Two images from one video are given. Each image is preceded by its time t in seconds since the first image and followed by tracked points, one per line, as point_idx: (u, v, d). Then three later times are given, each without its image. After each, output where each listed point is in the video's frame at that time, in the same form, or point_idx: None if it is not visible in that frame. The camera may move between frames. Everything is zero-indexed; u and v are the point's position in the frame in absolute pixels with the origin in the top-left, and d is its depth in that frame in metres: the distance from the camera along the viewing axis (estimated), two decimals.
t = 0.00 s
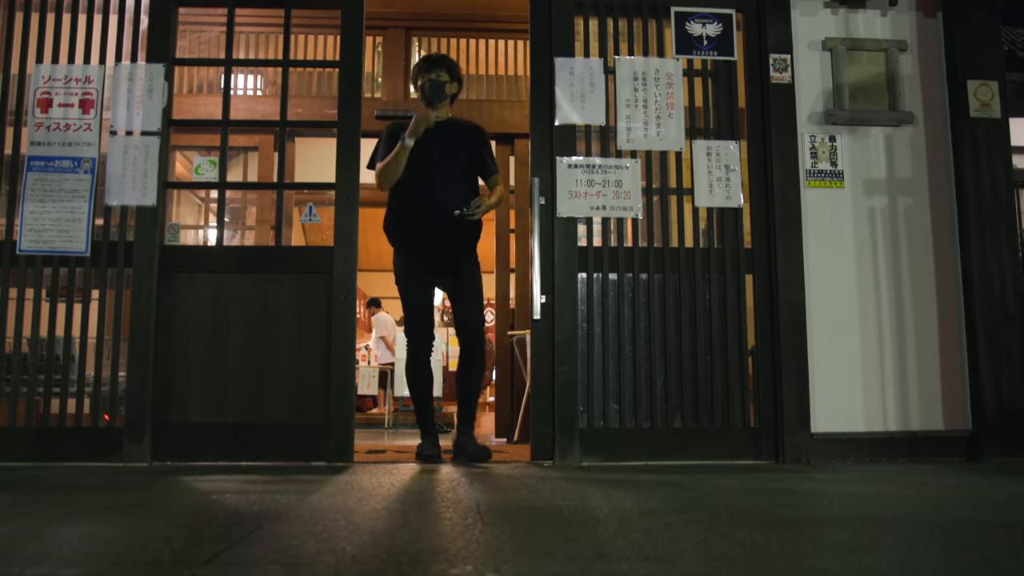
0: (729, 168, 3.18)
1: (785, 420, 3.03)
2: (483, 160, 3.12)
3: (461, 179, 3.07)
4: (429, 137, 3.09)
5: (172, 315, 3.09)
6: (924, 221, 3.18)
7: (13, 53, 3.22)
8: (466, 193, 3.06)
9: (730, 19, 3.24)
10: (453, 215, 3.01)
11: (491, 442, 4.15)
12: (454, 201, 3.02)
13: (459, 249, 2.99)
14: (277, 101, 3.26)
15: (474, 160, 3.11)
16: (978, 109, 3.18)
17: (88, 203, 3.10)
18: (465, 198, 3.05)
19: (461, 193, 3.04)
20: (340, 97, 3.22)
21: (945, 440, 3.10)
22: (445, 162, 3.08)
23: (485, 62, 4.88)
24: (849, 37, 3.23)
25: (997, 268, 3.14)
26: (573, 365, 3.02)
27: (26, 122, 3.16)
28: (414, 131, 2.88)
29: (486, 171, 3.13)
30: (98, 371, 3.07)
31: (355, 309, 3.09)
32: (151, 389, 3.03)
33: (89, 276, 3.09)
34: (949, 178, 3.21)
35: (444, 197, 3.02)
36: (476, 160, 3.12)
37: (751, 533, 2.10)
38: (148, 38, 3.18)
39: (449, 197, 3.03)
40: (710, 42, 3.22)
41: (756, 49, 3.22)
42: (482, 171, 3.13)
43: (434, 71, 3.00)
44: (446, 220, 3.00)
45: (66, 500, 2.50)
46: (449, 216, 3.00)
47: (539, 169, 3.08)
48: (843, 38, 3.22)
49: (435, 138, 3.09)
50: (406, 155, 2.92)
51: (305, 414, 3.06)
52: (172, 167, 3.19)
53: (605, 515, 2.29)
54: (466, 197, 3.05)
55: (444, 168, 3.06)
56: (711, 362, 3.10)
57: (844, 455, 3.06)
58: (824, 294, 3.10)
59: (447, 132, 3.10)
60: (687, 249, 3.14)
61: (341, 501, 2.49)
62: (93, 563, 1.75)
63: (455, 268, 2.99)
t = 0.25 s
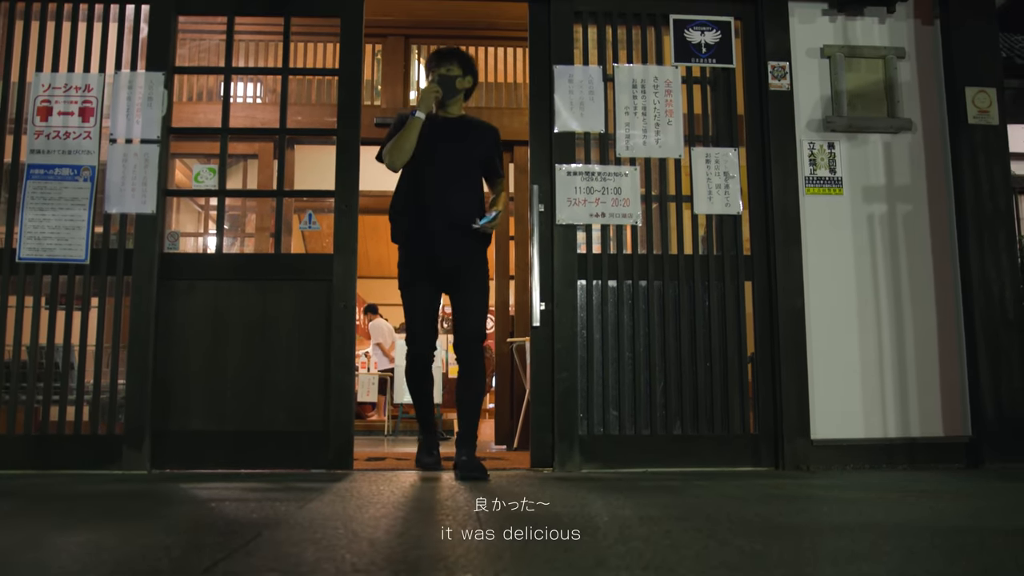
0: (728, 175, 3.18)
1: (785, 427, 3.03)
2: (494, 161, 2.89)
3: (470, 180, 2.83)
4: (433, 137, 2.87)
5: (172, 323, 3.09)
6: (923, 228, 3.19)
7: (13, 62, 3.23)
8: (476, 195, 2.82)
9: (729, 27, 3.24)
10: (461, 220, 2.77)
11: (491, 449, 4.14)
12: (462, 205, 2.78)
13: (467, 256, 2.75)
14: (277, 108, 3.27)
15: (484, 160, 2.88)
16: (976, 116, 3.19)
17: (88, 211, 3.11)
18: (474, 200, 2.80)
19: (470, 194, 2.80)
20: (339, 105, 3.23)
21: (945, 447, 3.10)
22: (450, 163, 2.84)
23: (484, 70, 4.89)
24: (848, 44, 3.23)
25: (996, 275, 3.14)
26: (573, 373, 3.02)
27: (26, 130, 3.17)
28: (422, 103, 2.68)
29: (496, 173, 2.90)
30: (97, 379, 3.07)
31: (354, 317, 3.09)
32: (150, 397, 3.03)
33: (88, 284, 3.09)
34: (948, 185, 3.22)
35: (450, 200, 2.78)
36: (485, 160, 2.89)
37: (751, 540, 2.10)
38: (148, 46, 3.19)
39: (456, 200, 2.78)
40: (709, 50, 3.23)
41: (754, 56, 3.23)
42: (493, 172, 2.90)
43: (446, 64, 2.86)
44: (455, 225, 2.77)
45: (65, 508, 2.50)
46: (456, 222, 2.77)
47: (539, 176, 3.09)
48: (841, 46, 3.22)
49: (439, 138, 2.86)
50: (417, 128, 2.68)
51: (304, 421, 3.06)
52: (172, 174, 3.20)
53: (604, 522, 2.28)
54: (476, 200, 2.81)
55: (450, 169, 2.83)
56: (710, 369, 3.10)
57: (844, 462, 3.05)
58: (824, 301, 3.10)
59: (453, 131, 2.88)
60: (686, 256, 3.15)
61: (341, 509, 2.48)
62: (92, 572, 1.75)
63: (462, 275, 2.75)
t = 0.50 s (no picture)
0: (728, 184, 3.18)
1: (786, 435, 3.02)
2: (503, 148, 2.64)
3: (474, 171, 2.59)
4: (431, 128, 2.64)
5: (172, 332, 3.10)
6: (923, 236, 3.19)
7: (14, 72, 3.24)
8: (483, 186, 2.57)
9: (728, 36, 3.26)
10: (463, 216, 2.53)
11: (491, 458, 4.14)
12: (466, 196, 2.54)
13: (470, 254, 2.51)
14: (277, 117, 3.27)
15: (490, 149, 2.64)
16: (975, 123, 3.20)
17: (88, 221, 3.11)
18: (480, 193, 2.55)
19: (474, 185, 2.56)
20: (339, 114, 3.23)
21: (946, 455, 3.10)
22: (455, 152, 2.61)
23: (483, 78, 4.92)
24: (847, 53, 3.24)
25: (997, 282, 3.14)
26: (574, 382, 3.02)
27: (27, 140, 3.17)
28: (421, 112, 2.47)
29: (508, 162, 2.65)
30: (98, 388, 3.07)
31: (355, 326, 3.09)
32: (151, 406, 3.03)
33: (89, 293, 3.09)
34: (947, 193, 3.22)
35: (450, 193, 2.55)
36: (492, 147, 2.64)
37: (752, 550, 2.09)
38: (148, 56, 3.19)
39: (460, 192, 2.55)
40: (709, 58, 3.24)
41: (754, 65, 3.24)
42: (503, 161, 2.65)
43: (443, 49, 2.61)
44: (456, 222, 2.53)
45: (65, 519, 2.49)
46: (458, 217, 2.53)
47: (539, 185, 3.09)
48: (840, 54, 3.23)
49: (440, 127, 2.64)
50: (414, 139, 2.49)
51: (305, 430, 3.06)
52: (172, 184, 3.20)
53: (605, 532, 2.28)
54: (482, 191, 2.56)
55: (450, 160, 2.59)
56: (711, 377, 3.10)
57: (845, 470, 3.05)
58: (824, 310, 3.10)
59: (453, 118, 2.66)
60: (686, 265, 3.15)
61: (342, 519, 2.48)
62: None
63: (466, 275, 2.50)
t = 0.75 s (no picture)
0: (726, 194, 3.19)
1: (785, 445, 3.02)
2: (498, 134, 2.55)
3: (466, 157, 2.50)
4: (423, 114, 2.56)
5: (170, 343, 3.09)
6: (922, 246, 3.20)
7: (14, 84, 3.25)
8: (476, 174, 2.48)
9: (726, 46, 3.27)
10: (454, 202, 2.42)
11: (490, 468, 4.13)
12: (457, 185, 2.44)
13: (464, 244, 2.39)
14: (276, 128, 3.28)
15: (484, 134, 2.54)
16: (972, 134, 3.21)
17: (87, 231, 3.11)
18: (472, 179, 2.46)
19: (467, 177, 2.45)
20: (338, 125, 3.24)
21: (945, 465, 3.10)
22: (444, 139, 2.51)
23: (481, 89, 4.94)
24: (845, 64, 3.25)
25: (995, 292, 3.14)
26: (572, 392, 3.01)
27: (26, 151, 3.17)
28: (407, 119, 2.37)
29: (503, 149, 2.56)
30: (95, 399, 3.06)
31: (353, 336, 3.09)
32: (149, 417, 3.02)
33: (87, 304, 3.09)
34: (945, 203, 3.23)
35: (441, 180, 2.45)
36: (484, 136, 2.54)
37: (752, 561, 2.09)
38: (147, 67, 3.20)
39: (450, 180, 2.45)
40: (707, 69, 3.25)
41: (752, 76, 3.25)
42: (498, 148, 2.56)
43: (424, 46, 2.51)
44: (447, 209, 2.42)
45: (62, 531, 2.48)
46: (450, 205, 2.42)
47: (538, 196, 3.09)
48: (838, 65, 3.24)
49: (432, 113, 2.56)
50: (403, 148, 2.40)
51: (303, 441, 3.05)
52: (171, 195, 3.20)
53: (604, 543, 2.27)
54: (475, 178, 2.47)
55: (441, 150, 2.49)
56: (710, 387, 3.10)
57: (845, 480, 3.05)
58: (822, 320, 3.10)
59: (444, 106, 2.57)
60: (685, 275, 3.15)
61: (340, 530, 2.47)
62: None
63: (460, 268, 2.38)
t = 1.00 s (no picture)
0: (721, 200, 3.19)
1: (781, 451, 3.02)
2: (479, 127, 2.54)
3: (445, 152, 2.47)
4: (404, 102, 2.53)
5: (165, 349, 3.08)
6: (916, 252, 3.21)
7: (8, 90, 3.24)
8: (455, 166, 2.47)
9: (720, 53, 3.27)
10: (433, 199, 2.40)
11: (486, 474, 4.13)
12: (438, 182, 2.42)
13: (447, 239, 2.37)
14: (271, 135, 3.28)
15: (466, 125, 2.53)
16: (966, 140, 3.22)
17: (82, 238, 3.11)
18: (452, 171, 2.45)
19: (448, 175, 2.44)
20: (332, 131, 3.23)
21: (940, 470, 3.10)
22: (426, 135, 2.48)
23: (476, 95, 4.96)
24: (839, 70, 3.26)
25: (989, 297, 3.15)
26: (568, 398, 3.01)
27: (20, 158, 3.17)
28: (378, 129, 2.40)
29: (483, 146, 2.55)
30: (90, 406, 3.05)
31: (348, 343, 3.09)
32: (143, 424, 3.01)
33: (82, 311, 3.08)
34: (939, 208, 3.23)
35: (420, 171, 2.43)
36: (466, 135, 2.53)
37: (747, 568, 2.09)
38: (142, 74, 3.20)
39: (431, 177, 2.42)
40: (701, 75, 3.26)
41: (746, 82, 3.26)
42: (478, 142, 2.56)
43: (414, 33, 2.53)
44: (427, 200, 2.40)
45: (56, 539, 2.47)
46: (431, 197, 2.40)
47: (533, 202, 3.09)
48: (832, 71, 3.25)
49: (411, 103, 2.54)
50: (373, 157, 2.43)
51: (298, 448, 3.05)
52: (166, 201, 3.19)
53: (599, 549, 2.27)
54: (454, 171, 2.46)
55: (423, 146, 2.47)
56: (705, 393, 3.10)
57: (840, 486, 3.05)
58: (817, 325, 3.11)
59: (428, 101, 2.54)
60: (680, 281, 3.16)
61: (335, 537, 2.46)
62: None
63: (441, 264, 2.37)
